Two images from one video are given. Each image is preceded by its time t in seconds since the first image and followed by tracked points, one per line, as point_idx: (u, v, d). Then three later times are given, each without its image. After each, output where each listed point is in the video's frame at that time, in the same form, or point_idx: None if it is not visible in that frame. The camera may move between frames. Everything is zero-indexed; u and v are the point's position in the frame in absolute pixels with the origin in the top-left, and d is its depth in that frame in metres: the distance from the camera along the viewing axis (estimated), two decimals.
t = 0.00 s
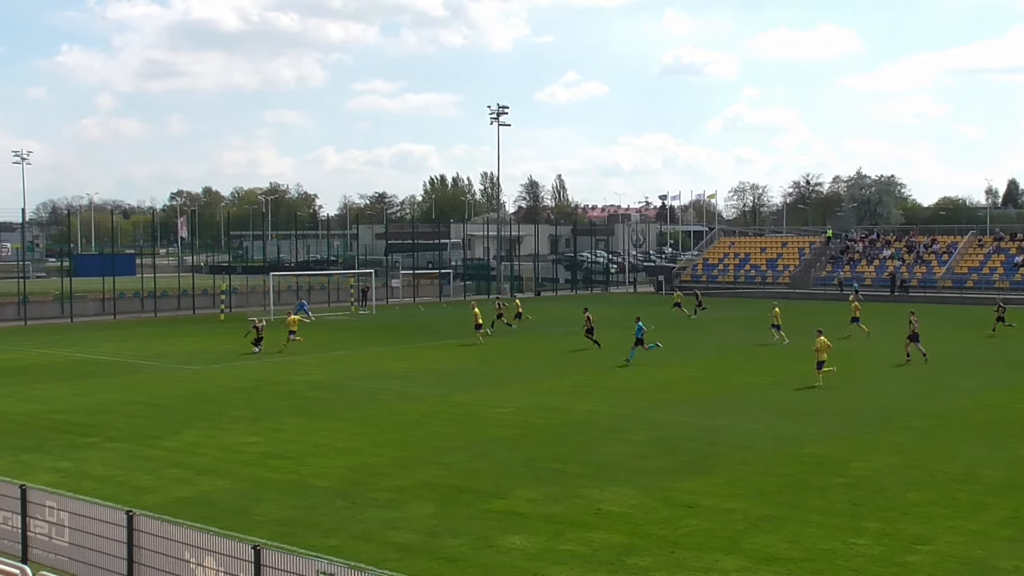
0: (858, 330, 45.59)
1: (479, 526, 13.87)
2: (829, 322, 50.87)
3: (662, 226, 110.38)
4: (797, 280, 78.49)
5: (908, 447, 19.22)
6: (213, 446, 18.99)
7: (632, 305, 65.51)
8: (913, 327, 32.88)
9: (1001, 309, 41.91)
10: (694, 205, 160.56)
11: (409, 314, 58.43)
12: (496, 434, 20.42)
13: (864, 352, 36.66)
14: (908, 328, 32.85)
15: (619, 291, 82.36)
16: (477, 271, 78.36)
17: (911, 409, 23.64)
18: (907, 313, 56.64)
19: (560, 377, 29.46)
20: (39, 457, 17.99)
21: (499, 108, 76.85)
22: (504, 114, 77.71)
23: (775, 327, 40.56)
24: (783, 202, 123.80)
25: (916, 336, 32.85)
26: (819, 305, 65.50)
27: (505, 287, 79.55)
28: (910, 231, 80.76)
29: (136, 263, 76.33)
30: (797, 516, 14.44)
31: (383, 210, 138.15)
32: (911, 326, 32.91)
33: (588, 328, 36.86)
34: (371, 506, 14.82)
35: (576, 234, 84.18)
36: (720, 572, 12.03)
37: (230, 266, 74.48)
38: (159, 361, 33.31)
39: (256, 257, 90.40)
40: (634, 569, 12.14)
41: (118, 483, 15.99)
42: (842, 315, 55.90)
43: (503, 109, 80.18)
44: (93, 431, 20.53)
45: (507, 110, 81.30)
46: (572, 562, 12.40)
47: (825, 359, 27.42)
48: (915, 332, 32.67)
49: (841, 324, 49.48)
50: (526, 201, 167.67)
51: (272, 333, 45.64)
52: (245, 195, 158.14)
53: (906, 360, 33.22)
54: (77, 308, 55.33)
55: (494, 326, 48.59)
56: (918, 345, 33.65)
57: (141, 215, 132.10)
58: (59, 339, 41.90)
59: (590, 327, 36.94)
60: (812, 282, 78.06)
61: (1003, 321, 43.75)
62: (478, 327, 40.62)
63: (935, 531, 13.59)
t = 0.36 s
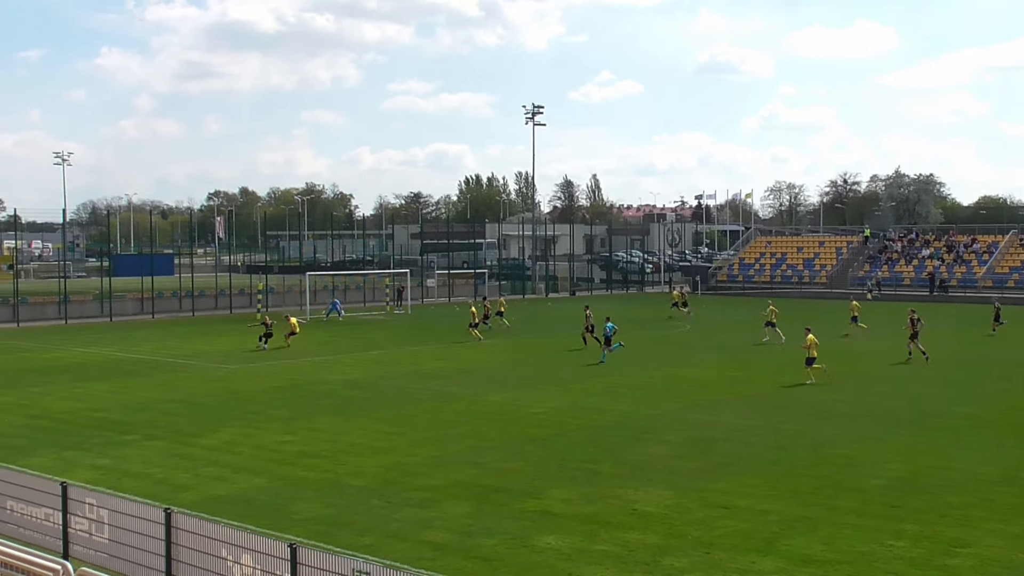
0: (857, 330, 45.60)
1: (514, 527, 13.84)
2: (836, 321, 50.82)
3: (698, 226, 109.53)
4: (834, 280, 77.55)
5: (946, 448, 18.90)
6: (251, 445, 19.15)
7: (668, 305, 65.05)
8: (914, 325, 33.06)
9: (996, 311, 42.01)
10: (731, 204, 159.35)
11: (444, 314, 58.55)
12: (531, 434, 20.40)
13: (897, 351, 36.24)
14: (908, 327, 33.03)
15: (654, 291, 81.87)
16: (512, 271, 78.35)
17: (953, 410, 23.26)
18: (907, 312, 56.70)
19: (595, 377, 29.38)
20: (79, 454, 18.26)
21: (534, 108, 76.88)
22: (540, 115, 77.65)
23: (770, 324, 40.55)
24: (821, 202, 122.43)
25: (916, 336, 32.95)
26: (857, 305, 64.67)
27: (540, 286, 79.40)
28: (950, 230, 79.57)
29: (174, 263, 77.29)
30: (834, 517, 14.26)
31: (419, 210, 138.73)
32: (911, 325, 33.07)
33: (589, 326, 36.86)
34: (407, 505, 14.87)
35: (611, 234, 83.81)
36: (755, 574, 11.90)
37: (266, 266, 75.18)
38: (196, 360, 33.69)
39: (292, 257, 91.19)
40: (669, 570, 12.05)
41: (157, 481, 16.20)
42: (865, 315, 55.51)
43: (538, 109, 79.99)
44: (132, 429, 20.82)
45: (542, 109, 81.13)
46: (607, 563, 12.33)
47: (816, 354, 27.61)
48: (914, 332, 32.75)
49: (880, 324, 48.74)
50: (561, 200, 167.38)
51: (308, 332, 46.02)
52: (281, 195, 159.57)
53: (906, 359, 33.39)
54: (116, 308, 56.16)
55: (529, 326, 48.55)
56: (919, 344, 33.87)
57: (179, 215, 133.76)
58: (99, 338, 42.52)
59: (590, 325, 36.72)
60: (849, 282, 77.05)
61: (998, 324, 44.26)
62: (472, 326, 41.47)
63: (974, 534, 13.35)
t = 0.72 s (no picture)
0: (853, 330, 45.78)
1: (545, 528, 13.80)
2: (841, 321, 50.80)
3: (730, 227, 108.76)
4: (868, 280, 76.64)
5: (982, 450, 18.61)
6: (284, 445, 19.29)
7: (700, 306, 64.60)
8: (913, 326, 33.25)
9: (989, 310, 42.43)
10: (763, 205, 158.05)
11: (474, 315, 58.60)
12: (562, 435, 20.35)
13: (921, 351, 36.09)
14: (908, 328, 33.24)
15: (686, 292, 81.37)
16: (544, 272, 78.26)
17: (990, 412, 22.90)
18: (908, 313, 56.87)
19: (627, 378, 29.28)
20: (114, 454, 18.51)
21: (565, 108, 76.80)
22: (571, 116, 77.53)
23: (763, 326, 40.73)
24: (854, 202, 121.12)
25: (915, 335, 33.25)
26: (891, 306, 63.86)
27: (571, 287, 79.23)
28: (986, 231, 78.51)
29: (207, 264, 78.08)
30: (867, 519, 14.07)
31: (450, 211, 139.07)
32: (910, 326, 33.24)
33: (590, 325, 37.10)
34: (438, 506, 14.89)
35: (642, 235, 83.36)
36: None
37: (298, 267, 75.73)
38: (229, 361, 34.02)
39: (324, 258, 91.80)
40: (700, 572, 11.96)
41: (191, 480, 16.37)
42: (883, 315, 55.19)
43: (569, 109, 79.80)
44: (166, 429, 21.05)
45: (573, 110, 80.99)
46: (638, 564, 12.25)
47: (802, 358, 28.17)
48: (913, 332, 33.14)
49: (915, 325, 48.07)
50: (592, 201, 166.96)
51: (340, 333, 46.32)
52: (314, 196, 160.75)
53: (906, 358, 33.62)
54: (151, 309, 56.91)
55: (559, 327, 48.43)
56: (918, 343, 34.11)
57: (213, 216, 135.19)
58: (135, 339, 43.08)
59: (590, 326, 37.05)
60: (883, 282, 76.11)
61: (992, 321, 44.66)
62: (470, 322, 41.75)
63: (1012, 537, 13.11)
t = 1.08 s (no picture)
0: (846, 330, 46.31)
1: (570, 530, 13.75)
2: (847, 323, 51.00)
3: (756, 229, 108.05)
4: (895, 282, 75.83)
5: (1014, 454, 18.31)
6: (310, 446, 19.37)
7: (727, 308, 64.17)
8: (907, 326, 33.63)
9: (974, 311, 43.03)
10: (789, 207, 156.87)
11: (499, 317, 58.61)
12: (588, 437, 20.28)
13: (922, 352, 36.30)
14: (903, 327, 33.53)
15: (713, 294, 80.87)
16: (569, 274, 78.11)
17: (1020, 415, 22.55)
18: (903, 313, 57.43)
19: (654, 380, 29.13)
20: (142, 455, 18.68)
21: (591, 111, 76.62)
22: (596, 117, 77.33)
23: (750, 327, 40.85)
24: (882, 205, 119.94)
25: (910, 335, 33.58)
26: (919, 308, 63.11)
27: (597, 290, 79.01)
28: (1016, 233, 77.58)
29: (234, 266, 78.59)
30: (896, 523, 13.89)
31: (475, 212, 139.36)
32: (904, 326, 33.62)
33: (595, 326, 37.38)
34: (463, 508, 14.88)
35: (668, 237, 82.93)
36: None
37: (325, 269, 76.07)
38: (255, 362, 34.24)
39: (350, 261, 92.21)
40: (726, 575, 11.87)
41: (217, 481, 16.48)
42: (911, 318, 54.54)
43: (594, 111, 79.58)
44: (193, 431, 21.22)
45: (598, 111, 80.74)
46: (664, 567, 12.17)
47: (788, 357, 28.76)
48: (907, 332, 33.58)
49: (944, 328, 47.48)
50: (618, 204, 166.46)
51: (365, 334, 46.52)
52: (340, 198, 161.61)
53: (902, 357, 33.98)
54: (178, 310, 57.42)
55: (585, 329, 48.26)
56: (913, 343, 34.49)
57: (240, 218, 136.20)
58: (162, 340, 43.49)
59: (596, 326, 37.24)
60: (911, 285, 75.25)
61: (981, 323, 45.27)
62: (471, 327, 42.28)
63: None
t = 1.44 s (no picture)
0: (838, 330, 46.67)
1: (584, 530, 13.74)
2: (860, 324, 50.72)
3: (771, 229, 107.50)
4: (911, 283, 75.36)
5: None
6: (325, 447, 19.42)
7: (742, 309, 63.89)
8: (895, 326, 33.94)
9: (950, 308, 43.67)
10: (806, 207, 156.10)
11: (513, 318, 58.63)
12: (603, 438, 20.26)
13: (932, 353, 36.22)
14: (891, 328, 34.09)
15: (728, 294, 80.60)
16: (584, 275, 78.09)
17: None
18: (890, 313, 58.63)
19: (668, 381, 29.07)
20: (158, 454, 18.78)
21: (605, 111, 76.47)
22: (611, 117, 77.18)
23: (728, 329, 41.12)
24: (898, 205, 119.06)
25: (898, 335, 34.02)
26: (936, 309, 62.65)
27: (611, 290, 78.89)
28: None
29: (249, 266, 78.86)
30: (910, 524, 13.82)
31: (490, 213, 139.29)
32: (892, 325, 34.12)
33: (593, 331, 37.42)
34: (477, 508, 14.89)
35: (683, 237, 82.57)
36: None
37: (339, 269, 76.23)
38: (270, 362, 34.36)
39: (365, 261, 92.41)
40: None
41: (233, 481, 16.55)
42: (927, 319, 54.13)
43: (609, 112, 79.36)
44: (209, 431, 21.31)
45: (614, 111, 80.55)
46: (680, 568, 12.13)
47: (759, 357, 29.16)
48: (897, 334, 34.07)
49: (961, 328, 47.08)
50: (632, 204, 166.13)
51: (380, 335, 46.58)
52: (354, 198, 162.08)
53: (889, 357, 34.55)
54: (194, 311, 57.72)
55: (600, 330, 48.21)
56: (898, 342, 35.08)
57: (255, 219, 136.81)
58: (178, 340, 43.71)
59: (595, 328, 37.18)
60: (927, 285, 74.76)
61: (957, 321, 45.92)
62: (472, 327, 42.46)
63: None
